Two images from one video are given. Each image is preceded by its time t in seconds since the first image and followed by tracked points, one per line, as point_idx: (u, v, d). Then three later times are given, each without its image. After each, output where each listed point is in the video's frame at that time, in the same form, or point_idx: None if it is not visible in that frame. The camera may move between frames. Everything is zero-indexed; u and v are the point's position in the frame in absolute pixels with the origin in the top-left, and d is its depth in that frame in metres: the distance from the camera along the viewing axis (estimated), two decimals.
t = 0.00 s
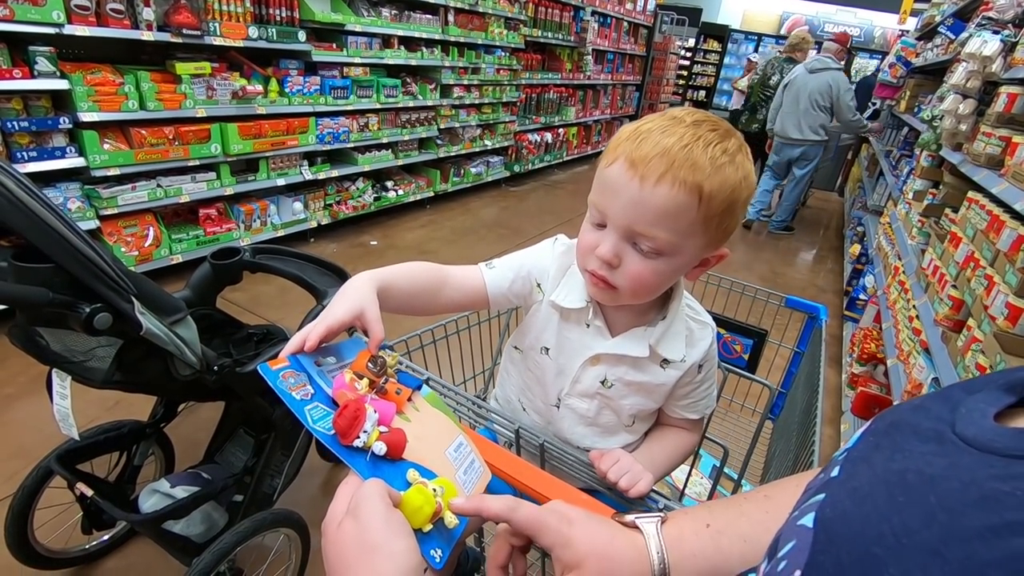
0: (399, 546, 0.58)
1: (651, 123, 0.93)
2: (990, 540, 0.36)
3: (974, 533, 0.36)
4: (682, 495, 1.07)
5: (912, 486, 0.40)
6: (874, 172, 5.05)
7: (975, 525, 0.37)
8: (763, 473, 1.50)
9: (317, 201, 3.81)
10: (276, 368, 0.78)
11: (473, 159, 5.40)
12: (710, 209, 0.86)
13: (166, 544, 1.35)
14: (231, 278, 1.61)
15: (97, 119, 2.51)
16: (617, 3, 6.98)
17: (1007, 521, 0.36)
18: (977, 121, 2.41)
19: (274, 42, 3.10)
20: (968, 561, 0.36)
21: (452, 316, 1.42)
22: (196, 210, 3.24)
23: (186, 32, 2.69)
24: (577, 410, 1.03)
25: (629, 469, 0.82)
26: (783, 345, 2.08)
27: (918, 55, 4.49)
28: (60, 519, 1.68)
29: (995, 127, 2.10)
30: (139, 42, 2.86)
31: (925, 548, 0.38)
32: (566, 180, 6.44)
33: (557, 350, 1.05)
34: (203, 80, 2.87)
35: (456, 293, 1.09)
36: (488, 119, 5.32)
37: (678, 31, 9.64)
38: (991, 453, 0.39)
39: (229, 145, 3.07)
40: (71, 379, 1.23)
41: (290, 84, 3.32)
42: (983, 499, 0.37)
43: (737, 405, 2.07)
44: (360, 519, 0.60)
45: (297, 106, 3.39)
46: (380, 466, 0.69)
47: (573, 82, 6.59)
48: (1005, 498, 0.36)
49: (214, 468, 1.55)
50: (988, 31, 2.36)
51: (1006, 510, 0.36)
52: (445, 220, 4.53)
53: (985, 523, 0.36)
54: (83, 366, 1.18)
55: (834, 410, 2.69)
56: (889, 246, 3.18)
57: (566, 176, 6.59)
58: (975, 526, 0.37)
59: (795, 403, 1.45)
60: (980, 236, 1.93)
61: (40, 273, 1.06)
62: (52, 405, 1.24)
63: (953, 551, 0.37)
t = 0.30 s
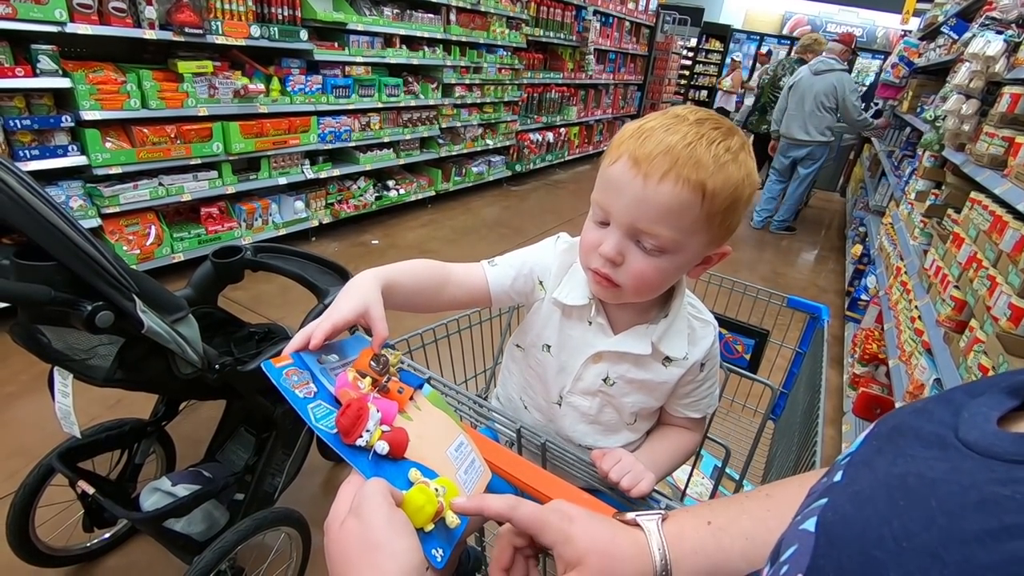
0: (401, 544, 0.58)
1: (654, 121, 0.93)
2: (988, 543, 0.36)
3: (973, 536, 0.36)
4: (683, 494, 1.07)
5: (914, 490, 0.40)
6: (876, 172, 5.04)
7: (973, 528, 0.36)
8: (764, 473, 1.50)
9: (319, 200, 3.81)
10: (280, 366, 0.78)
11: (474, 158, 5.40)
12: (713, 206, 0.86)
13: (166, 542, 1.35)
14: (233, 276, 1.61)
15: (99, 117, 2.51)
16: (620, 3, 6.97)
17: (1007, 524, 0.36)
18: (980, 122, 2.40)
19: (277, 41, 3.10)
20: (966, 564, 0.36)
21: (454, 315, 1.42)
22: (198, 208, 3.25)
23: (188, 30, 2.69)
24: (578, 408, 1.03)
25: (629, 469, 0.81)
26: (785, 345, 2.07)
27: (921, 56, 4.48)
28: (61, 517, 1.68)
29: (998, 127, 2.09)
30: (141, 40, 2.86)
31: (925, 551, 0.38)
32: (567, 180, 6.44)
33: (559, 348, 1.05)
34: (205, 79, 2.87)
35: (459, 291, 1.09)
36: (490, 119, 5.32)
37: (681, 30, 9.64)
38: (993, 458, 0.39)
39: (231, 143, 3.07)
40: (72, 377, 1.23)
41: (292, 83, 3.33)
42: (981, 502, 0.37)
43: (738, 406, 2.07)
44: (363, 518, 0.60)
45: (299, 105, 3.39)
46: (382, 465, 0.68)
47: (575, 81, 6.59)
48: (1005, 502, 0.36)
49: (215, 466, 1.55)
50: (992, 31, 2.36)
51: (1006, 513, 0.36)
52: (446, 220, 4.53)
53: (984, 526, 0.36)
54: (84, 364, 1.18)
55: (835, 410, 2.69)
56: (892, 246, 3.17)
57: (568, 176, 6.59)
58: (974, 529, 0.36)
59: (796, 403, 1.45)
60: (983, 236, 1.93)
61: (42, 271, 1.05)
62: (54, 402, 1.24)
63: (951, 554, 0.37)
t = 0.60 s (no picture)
0: (405, 547, 0.58)
1: (657, 124, 0.93)
2: (983, 550, 0.36)
3: (968, 543, 0.37)
4: (686, 495, 1.07)
5: (911, 496, 0.41)
6: (880, 174, 5.03)
7: (969, 535, 0.37)
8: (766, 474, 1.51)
9: (323, 200, 3.82)
10: (285, 369, 0.79)
11: (477, 159, 5.41)
12: (716, 208, 0.86)
13: (170, 540, 1.35)
14: (237, 276, 1.62)
15: (105, 117, 2.52)
16: (624, 4, 6.96)
17: (1001, 531, 0.36)
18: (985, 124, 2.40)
19: (281, 42, 3.11)
20: (961, 569, 0.36)
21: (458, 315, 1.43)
22: (202, 208, 3.26)
23: (193, 31, 2.70)
24: (581, 409, 1.03)
25: (632, 469, 0.82)
26: (788, 346, 2.07)
27: (926, 57, 4.47)
28: (66, 515, 1.69)
29: (1003, 130, 2.09)
30: (146, 40, 2.88)
31: (919, 557, 0.38)
32: (570, 180, 6.44)
33: (561, 349, 1.05)
34: (209, 79, 2.88)
35: (462, 293, 1.10)
36: (494, 119, 5.32)
37: (684, 31, 9.64)
38: (990, 466, 0.39)
39: (236, 144, 3.08)
40: (78, 376, 1.23)
41: (296, 83, 3.33)
42: (976, 508, 0.37)
43: (741, 407, 2.07)
44: (368, 521, 0.60)
45: (303, 105, 3.40)
46: (386, 468, 0.69)
47: (578, 82, 6.59)
48: (1000, 509, 0.37)
49: (219, 465, 1.56)
50: (997, 33, 2.35)
51: (1000, 520, 0.36)
52: (449, 220, 4.54)
53: (979, 533, 0.37)
54: (90, 363, 1.19)
55: (838, 413, 2.68)
56: (895, 248, 3.16)
57: (571, 177, 6.59)
58: (969, 536, 0.37)
59: (798, 405, 1.45)
60: (987, 239, 1.92)
61: (50, 270, 1.06)
62: (60, 401, 1.25)
63: (946, 560, 0.37)
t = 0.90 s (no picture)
0: (408, 551, 0.59)
1: (660, 120, 0.95)
2: (984, 560, 0.36)
3: (969, 554, 0.37)
4: (688, 498, 1.07)
5: (913, 505, 0.41)
6: (885, 176, 5.03)
7: (969, 545, 0.37)
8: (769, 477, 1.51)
9: (327, 201, 3.83)
10: (286, 377, 0.79)
11: (481, 160, 5.42)
12: (730, 196, 0.88)
13: (174, 540, 1.36)
14: (242, 277, 1.63)
15: (111, 118, 2.54)
16: (628, 6, 6.97)
17: (1001, 542, 0.36)
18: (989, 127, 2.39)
19: (286, 44, 3.12)
20: None
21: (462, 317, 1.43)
22: (207, 209, 3.27)
23: (200, 33, 2.72)
24: (584, 413, 1.03)
25: (635, 471, 0.82)
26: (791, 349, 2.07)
27: (931, 60, 4.47)
28: (71, 514, 1.70)
29: (1007, 133, 2.08)
30: (152, 42, 2.90)
31: (920, 567, 0.38)
32: (574, 182, 6.45)
33: (563, 353, 1.05)
34: (215, 81, 2.91)
35: (464, 299, 1.10)
36: (498, 121, 5.33)
37: (689, 33, 9.64)
38: (992, 475, 0.40)
39: (241, 145, 3.10)
40: (84, 375, 1.24)
41: (301, 85, 3.35)
42: (977, 518, 0.38)
43: (744, 410, 2.07)
44: (370, 525, 0.60)
45: (308, 107, 3.41)
46: (387, 472, 0.69)
47: (583, 84, 6.59)
48: (1000, 519, 0.37)
49: (223, 466, 1.56)
50: (1001, 37, 2.35)
51: (1001, 531, 0.36)
52: (453, 221, 4.55)
53: (979, 543, 0.37)
54: (96, 363, 1.20)
55: (842, 416, 2.68)
56: (900, 251, 3.16)
57: (575, 179, 6.59)
58: (970, 546, 0.37)
59: (801, 408, 1.45)
60: (992, 242, 1.92)
61: (57, 270, 1.07)
62: (66, 400, 1.26)
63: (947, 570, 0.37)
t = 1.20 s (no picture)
0: (407, 553, 0.59)
1: (656, 119, 0.96)
2: (982, 564, 0.36)
3: (967, 557, 0.37)
4: (688, 497, 1.07)
5: (910, 507, 0.41)
6: (887, 178, 5.03)
7: (968, 549, 0.37)
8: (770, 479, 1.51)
9: (329, 202, 3.84)
10: (288, 378, 0.80)
11: (483, 162, 5.43)
12: (726, 189, 0.89)
13: (176, 540, 1.37)
14: (244, 278, 1.64)
15: (115, 120, 2.55)
16: (630, 8, 6.99)
17: (999, 545, 0.36)
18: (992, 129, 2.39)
19: (289, 46, 3.14)
20: None
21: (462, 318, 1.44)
22: (210, 210, 3.29)
23: (203, 35, 2.73)
24: (583, 412, 1.04)
25: (635, 471, 0.83)
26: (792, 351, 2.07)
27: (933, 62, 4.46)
28: (74, 513, 1.71)
29: (1009, 135, 2.08)
30: (156, 44, 2.91)
31: (918, 570, 0.38)
32: (576, 184, 6.45)
33: (562, 353, 1.06)
34: (219, 82, 2.92)
35: (464, 303, 1.11)
36: (500, 123, 5.34)
37: (691, 35, 9.64)
38: (990, 477, 0.40)
39: (244, 146, 3.11)
40: (88, 375, 1.25)
41: (304, 87, 3.36)
42: (975, 521, 0.38)
43: (746, 412, 2.07)
44: (369, 526, 0.60)
45: (310, 109, 3.42)
46: (388, 473, 0.70)
47: (585, 86, 6.60)
48: (998, 522, 0.37)
49: (225, 466, 1.57)
50: (1003, 39, 2.35)
51: (999, 534, 0.37)
52: (455, 223, 4.56)
53: (978, 547, 0.37)
54: (100, 363, 1.21)
55: (843, 418, 2.68)
56: (902, 253, 3.16)
57: (577, 180, 6.60)
58: (968, 549, 0.37)
59: (802, 410, 1.45)
60: (993, 244, 1.92)
61: (62, 270, 1.08)
62: (69, 400, 1.27)
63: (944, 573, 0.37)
